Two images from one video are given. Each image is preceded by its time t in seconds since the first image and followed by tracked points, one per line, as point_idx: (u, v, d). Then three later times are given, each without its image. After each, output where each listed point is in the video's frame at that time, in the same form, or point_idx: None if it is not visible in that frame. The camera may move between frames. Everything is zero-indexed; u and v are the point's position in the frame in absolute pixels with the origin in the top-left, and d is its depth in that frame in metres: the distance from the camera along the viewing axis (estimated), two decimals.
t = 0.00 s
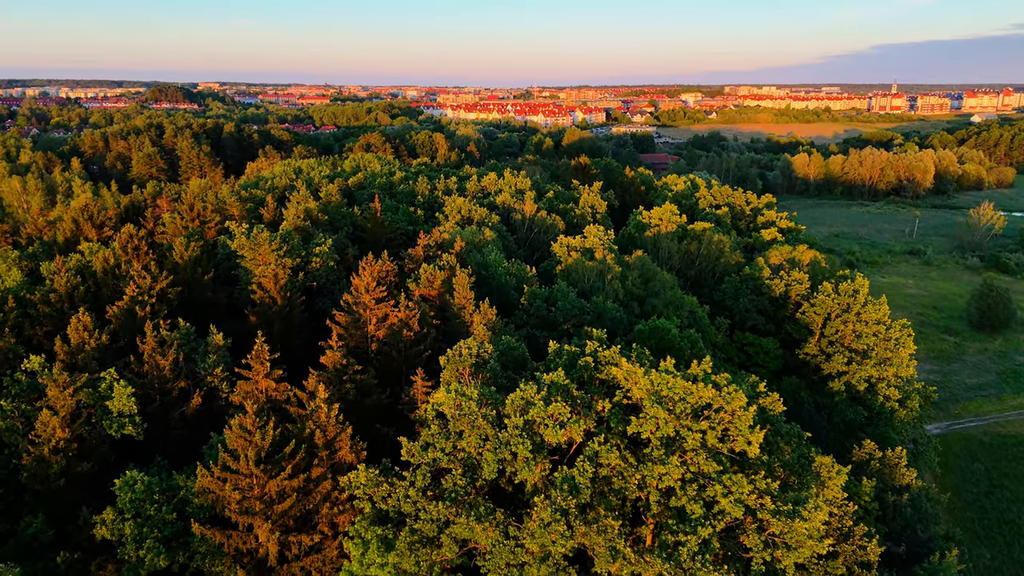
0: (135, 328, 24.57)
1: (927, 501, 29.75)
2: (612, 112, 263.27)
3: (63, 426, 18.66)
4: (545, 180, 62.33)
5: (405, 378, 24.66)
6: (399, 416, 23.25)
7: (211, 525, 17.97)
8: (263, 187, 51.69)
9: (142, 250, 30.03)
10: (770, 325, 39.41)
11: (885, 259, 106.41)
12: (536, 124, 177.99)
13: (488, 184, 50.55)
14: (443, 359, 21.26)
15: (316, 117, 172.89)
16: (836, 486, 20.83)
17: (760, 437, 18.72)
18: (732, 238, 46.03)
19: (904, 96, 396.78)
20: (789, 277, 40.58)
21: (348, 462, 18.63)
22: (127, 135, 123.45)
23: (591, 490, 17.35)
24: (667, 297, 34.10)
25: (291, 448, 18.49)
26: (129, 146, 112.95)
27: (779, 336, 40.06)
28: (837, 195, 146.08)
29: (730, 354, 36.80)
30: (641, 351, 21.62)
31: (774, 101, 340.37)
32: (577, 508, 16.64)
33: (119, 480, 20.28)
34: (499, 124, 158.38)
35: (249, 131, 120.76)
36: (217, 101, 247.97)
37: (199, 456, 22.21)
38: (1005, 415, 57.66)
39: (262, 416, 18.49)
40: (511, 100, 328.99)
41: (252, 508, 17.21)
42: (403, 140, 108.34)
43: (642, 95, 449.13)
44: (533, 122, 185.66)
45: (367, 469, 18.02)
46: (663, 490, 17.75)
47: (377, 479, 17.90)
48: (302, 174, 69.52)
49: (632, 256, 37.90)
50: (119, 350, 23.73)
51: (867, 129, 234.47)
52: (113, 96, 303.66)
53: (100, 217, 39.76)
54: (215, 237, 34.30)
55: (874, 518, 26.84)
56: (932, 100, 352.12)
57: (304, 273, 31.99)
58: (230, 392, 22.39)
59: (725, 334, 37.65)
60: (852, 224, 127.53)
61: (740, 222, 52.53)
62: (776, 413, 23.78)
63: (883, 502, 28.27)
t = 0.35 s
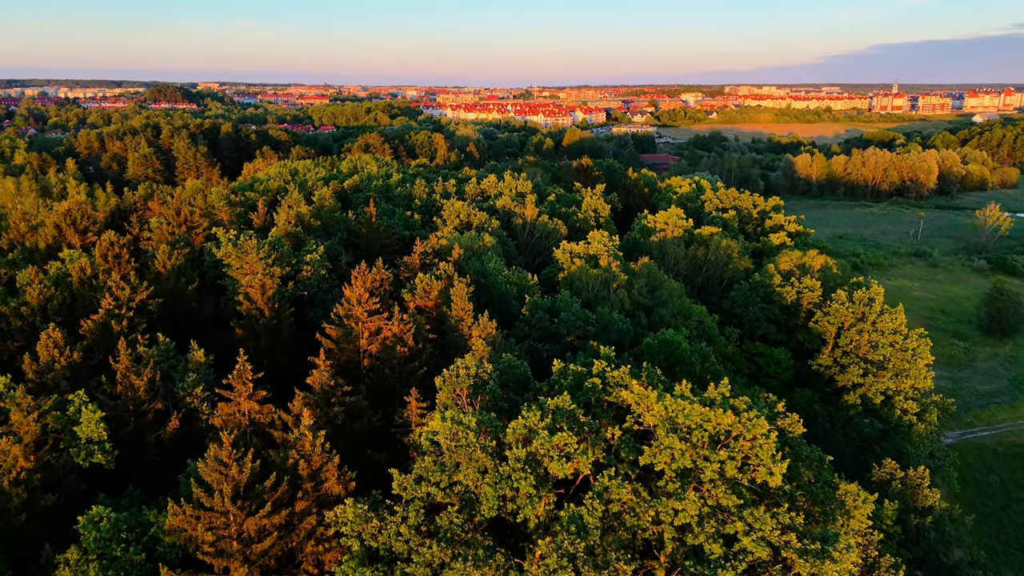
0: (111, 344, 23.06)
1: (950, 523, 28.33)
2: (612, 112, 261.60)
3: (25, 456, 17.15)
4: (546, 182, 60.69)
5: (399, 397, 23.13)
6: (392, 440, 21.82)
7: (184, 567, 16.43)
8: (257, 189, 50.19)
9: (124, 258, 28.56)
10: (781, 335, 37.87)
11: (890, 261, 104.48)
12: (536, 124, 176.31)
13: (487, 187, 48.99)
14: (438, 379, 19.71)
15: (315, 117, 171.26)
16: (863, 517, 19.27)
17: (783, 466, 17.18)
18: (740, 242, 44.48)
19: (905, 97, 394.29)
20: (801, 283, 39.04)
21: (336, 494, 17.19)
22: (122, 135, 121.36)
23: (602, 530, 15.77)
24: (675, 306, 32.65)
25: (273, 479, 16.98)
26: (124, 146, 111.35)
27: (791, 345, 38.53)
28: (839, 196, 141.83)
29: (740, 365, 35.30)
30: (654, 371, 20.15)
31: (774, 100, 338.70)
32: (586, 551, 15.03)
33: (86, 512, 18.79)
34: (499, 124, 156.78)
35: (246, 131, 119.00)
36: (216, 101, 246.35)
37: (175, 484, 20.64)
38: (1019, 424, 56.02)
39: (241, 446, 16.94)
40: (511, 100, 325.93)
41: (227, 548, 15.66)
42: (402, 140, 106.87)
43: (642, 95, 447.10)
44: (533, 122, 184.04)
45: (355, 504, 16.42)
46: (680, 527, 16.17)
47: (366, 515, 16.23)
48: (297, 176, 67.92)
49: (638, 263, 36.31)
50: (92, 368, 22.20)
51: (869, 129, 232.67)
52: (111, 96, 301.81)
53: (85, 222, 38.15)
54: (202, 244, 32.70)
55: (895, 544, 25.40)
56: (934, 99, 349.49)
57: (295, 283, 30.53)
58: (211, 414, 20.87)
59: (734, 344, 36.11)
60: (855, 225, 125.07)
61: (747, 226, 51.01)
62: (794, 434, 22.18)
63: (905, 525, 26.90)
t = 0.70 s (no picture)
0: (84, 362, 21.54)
1: (975, 546, 26.83)
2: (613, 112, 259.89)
3: None
4: (546, 184, 59.05)
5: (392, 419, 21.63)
6: (383, 466, 20.30)
7: None
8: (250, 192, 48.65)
9: (102, 268, 27.04)
10: (793, 345, 36.32)
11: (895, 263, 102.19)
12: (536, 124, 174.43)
13: (487, 190, 47.42)
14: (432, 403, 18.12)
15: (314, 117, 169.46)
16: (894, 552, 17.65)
17: (811, 501, 15.60)
18: (748, 247, 42.93)
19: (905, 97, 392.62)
20: (813, 290, 37.51)
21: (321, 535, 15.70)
22: (119, 137, 117.21)
23: None
24: (684, 316, 31.16)
25: (250, 518, 15.43)
26: (118, 145, 109.50)
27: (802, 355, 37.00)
28: (841, 197, 135.32)
29: (750, 377, 33.79)
30: (666, 394, 18.63)
31: (774, 100, 336.85)
32: None
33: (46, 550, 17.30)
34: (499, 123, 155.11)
35: (244, 131, 117.23)
36: (214, 101, 244.44)
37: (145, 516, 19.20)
38: None
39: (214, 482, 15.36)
40: (511, 100, 323.91)
41: None
42: (401, 141, 105.37)
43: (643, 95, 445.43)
44: (533, 122, 182.18)
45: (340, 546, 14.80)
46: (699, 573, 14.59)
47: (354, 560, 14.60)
48: (293, 177, 66.24)
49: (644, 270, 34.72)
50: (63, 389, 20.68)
51: (871, 128, 230.69)
52: (108, 96, 299.63)
53: (67, 227, 36.54)
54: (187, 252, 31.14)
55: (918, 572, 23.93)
56: (933, 98, 347.59)
57: (284, 294, 29.00)
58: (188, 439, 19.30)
59: (745, 355, 34.55)
60: (858, 225, 120.87)
61: (754, 229, 49.48)
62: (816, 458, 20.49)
63: (929, 551, 25.43)
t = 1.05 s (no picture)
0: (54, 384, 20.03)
1: (1003, 573, 25.23)
2: (613, 112, 258.16)
3: None
4: (547, 186, 57.40)
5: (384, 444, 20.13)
6: (374, 499, 18.79)
7: None
8: (242, 195, 47.13)
9: (78, 278, 25.50)
10: (806, 355, 34.79)
11: (901, 266, 98.16)
12: (536, 124, 172.64)
13: (486, 193, 45.89)
14: (426, 434, 16.58)
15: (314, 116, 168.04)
16: None
17: (846, 545, 13.98)
18: (757, 253, 41.41)
19: (906, 97, 390.11)
20: (826, 298, 35.97)
21: None
22: (115, 135, 116.32)
23: None
24: (693, 327, 29.65)
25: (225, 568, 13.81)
26: (112, 144, 107.68)
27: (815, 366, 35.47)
28: (844, 198, 128.41)
29: (762, 391, 32.26)
30: (682, 423, 17.09)
31: (774, 100, 334.36)
32: None
33: None
34: (499, 123, 153.39)
35: (241, 131, 115.52)
36: (213, 101, 242.30)
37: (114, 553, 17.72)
38: None
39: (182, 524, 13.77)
40: (512, 102, 320.97)
41: None
42: (401, 141, 103.92)
43: (643, 95, 443.15)
44: (534, 122, 180.32)
45: None
46: None
47: None
48: (289, 179, 64.66)
49: (651, 278, 33.10)
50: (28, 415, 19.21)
51: (872, 128, 228.58)
52: (106, 95, 297.92)
53: (50, 231, 35.01)
54: (171, 259, 29.57)
55: None
56: (935, 97, 344.60)
57: (272, 305, 27.48)
58: (162, 468, 17.76)
59: (756, 368, 32.99)
60: (862, 227, 114.20)
61: (763, 233, 48.04)
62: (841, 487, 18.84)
63: None
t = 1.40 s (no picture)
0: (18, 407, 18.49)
1: None
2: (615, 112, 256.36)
3: None
4: (549, 189, 55.74)
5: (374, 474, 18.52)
6: (361, 538, 17.35)
7: None
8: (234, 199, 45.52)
9: (51, 289, 23.99)
10: (819, 367, 33.30)
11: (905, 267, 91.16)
12: (536, 124, 170.71)
13: (485, 196, 44.32)
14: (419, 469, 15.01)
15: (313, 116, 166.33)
16: None
17: None
18: (767, 258, 39.88)
19: (907, 97, 386.28)
20: (842, 307, 34.44)
21: None
22: (111, 136, 113.37)
23: None
24: (703, 340, 28.10)
25: None
26: (106, 143, 106.01)
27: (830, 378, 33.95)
28: (847, 199, 119.52)
29: (775, 405, 30.79)
30: (701, 455, 15.61)
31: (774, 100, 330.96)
32: None
33: None
34: (498, 123, 151.61)
35: (238, 131, 113.47)
36: (212, 101, 239.79)
37: None
38: None
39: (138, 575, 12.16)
40: (511, 105, 318.57)
41: None
42: (400, 142, 102.36)
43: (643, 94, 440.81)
44: (534, 122, 178.35)
45: None
46: None
47: None
48: (284, 181, 62.92)
49: (658, 287, 31.54)
50: None
51: (873, 128, 225.92)
52: (104, 95, 295.84)
53: (32, 236, 33.49)
54: (153, 269, 28.09)
55: None
56: (937, 96, 340.79)
57: (258, 317, 25.97)
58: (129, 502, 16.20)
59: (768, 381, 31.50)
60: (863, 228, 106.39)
61: (771, 238, 46.52)
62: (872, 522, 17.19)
63: None
